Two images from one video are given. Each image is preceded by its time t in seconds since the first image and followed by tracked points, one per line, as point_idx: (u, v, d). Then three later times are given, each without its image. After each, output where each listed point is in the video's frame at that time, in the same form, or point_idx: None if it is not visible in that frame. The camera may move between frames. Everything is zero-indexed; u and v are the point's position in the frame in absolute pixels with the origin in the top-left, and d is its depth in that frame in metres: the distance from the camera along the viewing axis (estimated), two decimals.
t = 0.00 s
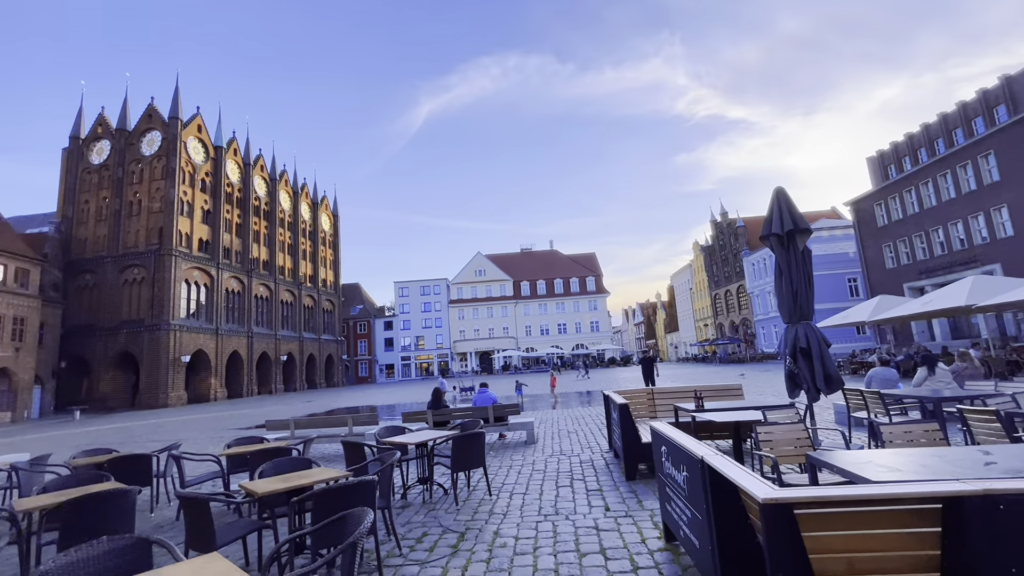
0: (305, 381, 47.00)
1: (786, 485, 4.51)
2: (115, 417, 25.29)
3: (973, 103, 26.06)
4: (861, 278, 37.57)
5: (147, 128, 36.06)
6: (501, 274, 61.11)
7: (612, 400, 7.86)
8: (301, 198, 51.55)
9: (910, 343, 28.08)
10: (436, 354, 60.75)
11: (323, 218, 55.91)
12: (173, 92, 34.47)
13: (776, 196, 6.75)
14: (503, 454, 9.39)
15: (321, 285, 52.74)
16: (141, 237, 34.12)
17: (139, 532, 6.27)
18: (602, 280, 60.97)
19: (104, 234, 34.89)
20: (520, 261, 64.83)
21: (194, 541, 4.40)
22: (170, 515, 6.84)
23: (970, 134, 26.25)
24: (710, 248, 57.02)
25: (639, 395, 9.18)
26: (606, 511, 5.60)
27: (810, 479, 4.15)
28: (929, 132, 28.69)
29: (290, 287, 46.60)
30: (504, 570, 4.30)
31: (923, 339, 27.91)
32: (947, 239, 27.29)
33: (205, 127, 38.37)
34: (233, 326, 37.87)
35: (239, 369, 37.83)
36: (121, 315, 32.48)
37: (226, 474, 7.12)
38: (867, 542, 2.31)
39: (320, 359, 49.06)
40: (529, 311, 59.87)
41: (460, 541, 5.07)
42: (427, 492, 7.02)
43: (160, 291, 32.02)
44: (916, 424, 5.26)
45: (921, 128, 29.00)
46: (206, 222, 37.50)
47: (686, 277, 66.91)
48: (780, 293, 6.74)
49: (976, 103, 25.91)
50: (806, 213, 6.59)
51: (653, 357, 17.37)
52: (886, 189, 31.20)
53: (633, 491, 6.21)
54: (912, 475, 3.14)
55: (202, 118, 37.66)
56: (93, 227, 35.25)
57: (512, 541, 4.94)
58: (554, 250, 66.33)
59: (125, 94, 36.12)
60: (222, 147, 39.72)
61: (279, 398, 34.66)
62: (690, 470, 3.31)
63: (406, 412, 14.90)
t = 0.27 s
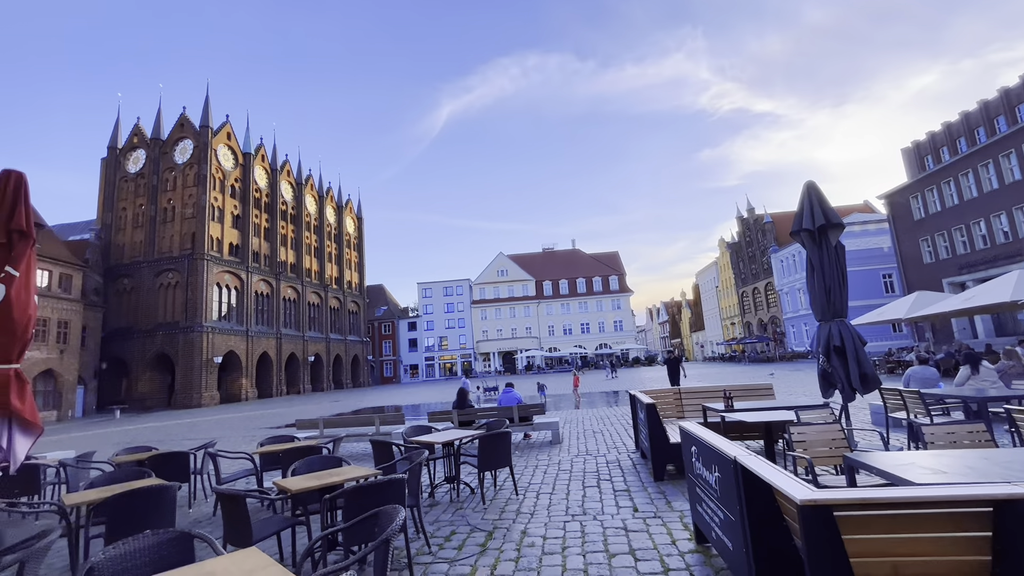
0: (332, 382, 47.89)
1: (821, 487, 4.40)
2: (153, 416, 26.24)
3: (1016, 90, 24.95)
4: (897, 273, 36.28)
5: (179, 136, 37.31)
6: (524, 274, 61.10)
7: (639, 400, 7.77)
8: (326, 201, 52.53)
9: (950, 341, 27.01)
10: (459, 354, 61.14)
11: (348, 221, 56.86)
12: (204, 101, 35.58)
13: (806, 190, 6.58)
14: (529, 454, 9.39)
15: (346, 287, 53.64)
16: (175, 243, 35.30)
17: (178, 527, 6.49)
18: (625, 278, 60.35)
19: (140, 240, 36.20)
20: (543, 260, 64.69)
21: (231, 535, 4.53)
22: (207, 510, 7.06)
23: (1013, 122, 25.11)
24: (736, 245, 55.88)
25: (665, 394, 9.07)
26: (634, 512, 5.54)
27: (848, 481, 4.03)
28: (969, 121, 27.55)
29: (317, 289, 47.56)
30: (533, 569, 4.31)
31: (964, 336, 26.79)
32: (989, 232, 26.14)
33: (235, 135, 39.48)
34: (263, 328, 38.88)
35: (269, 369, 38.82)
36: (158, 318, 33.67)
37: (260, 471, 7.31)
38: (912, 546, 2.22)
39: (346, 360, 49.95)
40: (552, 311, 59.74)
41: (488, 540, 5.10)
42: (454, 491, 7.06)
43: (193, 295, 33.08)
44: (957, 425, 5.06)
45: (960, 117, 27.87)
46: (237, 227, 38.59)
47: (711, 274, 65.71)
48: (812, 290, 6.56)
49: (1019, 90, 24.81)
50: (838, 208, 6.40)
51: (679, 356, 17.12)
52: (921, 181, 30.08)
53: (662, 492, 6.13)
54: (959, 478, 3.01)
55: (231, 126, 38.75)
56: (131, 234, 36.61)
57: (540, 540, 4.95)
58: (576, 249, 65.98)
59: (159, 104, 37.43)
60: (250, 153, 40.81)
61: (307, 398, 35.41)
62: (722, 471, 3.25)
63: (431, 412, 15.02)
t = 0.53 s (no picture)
0: (362, 382, 48.75)
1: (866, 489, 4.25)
2: (192, 416, 27.20)
3: None
4: (940, 268, 34.73)
5: (214, 145, 38.62)
6: (549, 274, 60.93)
7: (671, 400, 7.64)
8: (354, 205, 53.54)
9: (999, 338, 25.69)
10: (486, 354, 61.39)
11: (375, 224, 57.80)
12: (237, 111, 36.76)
13: (844, 183, 6.35)
14: (558, 455, 9.35)
15: (374, 289, 54.53)
16: (211, 248, 36.53)
17: (219, 523, 6.70)
18: (652, 277, 59.54)
19: (178, 246, 37.59)
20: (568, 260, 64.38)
21: (271, 532, 4.65)
22: (247, 507, 7.28)
23: None
24: (767, 241, 54.44)
25: (698, 394, 8.90)
26: (667, 514, 5.46)
27: (895, 484, 3.88)
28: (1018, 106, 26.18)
29: (345, 292, 48.49)
30: (567, 570, 4.28)
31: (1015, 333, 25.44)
32: None
33: (266, 143, 40.65)
34: (295, 330, 39.89)
35: (300, 370, 39.79)
36: (195, 321, 34.92)
37: (296, 470, 7.50)
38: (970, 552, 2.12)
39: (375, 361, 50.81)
40: (578, 311, 59.40)
41: (520, 540, 5.09)
42: (484, 491, 7.10)
43: (229, 298, 34.19)
44: (1013, 427, 4.80)
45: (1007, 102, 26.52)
46: (269, 232, 39.70)
47: (742, 272, 64.19)
48: (851, 287, 6.33)
49: None
50: (878, 200, 6.16)
51: (710, 356, 16.78)
52: (965, 171, 28.73)
53: (696, 494, 6.02)
54: (1019, 481, 2.87)
55: (262, 134, 39.90)
56: (169, 240, 38.05)
57: (572, 541, 4.92)
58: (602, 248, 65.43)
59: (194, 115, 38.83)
60: (280, 160, 41.93)
61: (337, 399, 36.14)
62: (761, 473, 3.17)
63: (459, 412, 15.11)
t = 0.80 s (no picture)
0: (393, 384, 49.48)
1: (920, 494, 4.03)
2: (231, 418, 28.13)
3: None
4: (993, 261, 32.85)
5: (249, 155, 39.96)
6: (577, 274, 60.53)
7: (706, 401, 7.45)
8: (383, 210, 54.45)
9: None
10: (514, 356, 61.44)
11: (403, 228, 58.64)
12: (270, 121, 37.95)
13: (888, 173, 6.06)
14: (591, 456, 9.24)
15: (404, 292, 55.29)
16: (247, 254, 37.75)
17: (260, 521, 6.89)
18: (683, 276, 58.43)
19: (217, 253, 39.01)
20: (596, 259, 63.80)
21: (310, 531, 4.75)
22: (286, 506, 7.47)
23: None
24: (804, 236, 52.66)
25: (735, 395, 8.66)
26: (705, 518, 5.32)
27: (953, 490, 3.67)
28: None
29: (376, 295, 49.35)
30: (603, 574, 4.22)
31: None
32: None
33: (298, 151, 41.80)
34: (328, 333, 40.84)
35: (334, 372, 40.69)
36: (234, 325, 36.17)
37: (332, 470, 7.64)
38: None
39: (406, 363, 51.60)
40: (607, 311, 58.81)
41: (554, 543, 5.05)
42: (517, 492, 7.08)
43: (265, 303, 35.29)
44: None
45: None
46: (302, 238, 40.78)
47: (777, 269, 62.30)
48: (897, 282, 6.04)
49: None
50: (926, 191, 5.86)
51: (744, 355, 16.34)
52: (1019, 158, 27.12)
53: (735, 498, 5.84)
54: None
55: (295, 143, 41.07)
56: (209, 248, 39.51)
57: (608, 545, 4.84)
58: (630, 247, 64.61)
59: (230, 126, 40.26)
60: (312, 167, 43.04)
61: (369, 400, 36.77)
62: (807, 478, 3.05)
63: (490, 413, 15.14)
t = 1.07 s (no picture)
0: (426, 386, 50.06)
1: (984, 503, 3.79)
2: (272, 420, 29.06)
3: None
4: None
5: (285, 165, 41.26)
6: (607, 274, 59.87)
7: (746, 404, 7.22)
8: (413, 215, 55.26)
9: None
10: (545, 357, 61.25)
11: (433, 231, 59.32)
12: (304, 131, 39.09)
13: (940, 162, 5.74)
14: (626, 460, 9.10)
15: (435, 295, 55.90)
16: (285, 261, 38.95)
17: (301, 522, 7.07)
18: (717, 274, 57.03)
19: (256, 260, 40.39)
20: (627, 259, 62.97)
21: (349, 533, 4.83)
22: (325, 507, 7.64)
23: None
24: (846, 230, 50.55)
25: (776, 396, 8.37)
26: (748, 525, 5.15)
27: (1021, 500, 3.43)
28: None
29: (408, 299, 50.07)
30: None
31: None
32: None
33: (331, 159, 42.90)
34: (362, 336, 41.71)
35: (368, 375, 41.50)
36: (273, 330, 37.38)
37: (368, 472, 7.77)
38: None
39: (438, 366, 52.15)
40: (639, 311, 57.97)
41: (590, 548, 4.97)
42: (551, 496, 7.03)
43: (302, 308, 36.33)
44: None
45: None
46: (336, 244, 41.80)
47: (817, 265, 60.04)
48: (952, 277, 5.72)
49: None
50: (981, 179, 5.52)
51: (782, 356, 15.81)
52: None
53: (778, 504, 5.63)
54: None
55: (328, 152, 42.17)
56: (248, 256, 40.94)
57: (646, 551, 4.74)
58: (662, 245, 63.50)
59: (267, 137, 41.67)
60: (344, 175, 44.09)
61: (403, 403, 37.30)
62: (859, 485, 2.90)
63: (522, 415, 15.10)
